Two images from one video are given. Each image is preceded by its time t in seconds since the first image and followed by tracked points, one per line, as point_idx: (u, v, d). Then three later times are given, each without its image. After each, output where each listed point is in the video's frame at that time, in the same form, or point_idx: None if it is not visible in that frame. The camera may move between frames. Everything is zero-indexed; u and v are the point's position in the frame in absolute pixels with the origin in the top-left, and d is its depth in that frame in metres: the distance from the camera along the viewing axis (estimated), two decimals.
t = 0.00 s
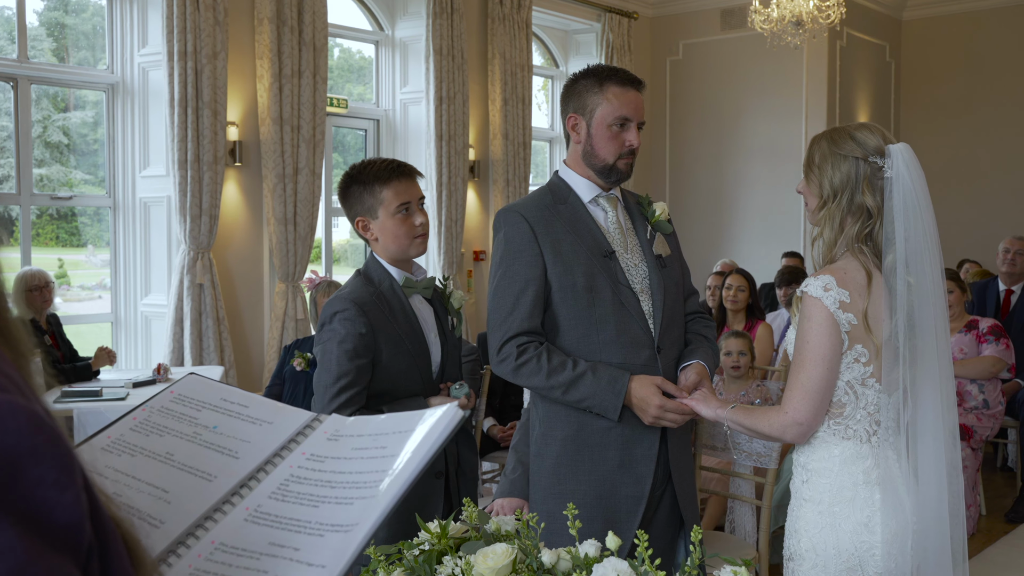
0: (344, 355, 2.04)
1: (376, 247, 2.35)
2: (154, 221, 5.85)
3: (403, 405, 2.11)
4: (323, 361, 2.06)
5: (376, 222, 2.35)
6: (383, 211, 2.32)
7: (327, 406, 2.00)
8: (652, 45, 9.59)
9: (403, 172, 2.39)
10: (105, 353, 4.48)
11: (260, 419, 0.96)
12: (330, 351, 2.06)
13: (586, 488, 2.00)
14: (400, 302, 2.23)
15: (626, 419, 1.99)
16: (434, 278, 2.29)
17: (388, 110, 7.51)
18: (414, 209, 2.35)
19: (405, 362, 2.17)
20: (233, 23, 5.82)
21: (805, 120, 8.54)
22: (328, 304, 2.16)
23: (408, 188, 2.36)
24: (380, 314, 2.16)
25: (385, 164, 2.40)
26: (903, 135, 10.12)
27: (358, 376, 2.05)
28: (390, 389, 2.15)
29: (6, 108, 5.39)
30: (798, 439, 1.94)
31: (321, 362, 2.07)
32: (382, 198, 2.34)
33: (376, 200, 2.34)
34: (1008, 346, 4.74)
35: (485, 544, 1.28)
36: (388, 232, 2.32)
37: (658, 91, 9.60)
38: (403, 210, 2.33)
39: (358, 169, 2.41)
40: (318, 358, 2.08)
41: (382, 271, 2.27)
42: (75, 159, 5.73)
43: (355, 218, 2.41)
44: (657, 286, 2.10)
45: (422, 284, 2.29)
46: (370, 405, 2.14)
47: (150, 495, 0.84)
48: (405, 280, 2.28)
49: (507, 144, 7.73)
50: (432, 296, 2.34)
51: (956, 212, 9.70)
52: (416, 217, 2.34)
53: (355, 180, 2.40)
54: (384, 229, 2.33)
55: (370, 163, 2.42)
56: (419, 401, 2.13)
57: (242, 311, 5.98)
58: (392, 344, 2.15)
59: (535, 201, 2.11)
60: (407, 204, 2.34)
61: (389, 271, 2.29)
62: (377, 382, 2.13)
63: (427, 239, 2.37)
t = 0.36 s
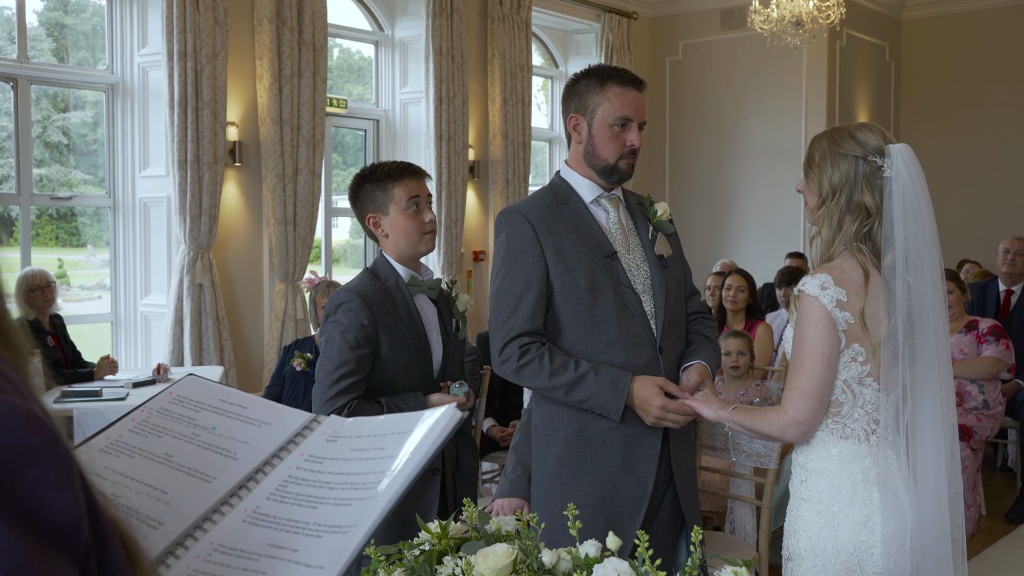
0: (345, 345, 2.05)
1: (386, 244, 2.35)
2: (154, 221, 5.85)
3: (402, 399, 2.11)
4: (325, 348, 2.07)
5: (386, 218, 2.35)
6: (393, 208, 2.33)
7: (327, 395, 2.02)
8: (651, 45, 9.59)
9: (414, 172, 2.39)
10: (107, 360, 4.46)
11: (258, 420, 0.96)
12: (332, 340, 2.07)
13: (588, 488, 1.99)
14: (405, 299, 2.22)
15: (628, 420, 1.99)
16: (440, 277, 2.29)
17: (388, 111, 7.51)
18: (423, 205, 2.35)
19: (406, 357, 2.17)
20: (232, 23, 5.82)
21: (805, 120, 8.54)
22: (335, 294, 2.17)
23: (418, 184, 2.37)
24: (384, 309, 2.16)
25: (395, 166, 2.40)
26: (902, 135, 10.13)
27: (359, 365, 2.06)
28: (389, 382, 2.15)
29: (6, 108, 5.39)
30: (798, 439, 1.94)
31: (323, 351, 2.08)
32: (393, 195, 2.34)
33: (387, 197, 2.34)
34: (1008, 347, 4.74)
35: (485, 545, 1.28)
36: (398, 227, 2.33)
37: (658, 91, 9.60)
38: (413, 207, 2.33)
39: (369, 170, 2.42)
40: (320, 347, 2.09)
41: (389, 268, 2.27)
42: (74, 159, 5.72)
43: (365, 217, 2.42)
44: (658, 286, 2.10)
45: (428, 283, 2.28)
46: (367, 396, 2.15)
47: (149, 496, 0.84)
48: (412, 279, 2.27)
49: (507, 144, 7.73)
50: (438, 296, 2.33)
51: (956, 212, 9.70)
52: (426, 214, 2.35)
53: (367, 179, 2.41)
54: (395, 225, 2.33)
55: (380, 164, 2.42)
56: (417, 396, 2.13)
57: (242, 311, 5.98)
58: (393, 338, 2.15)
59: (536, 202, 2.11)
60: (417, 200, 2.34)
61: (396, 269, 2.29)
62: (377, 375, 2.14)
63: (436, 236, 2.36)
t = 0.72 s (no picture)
0: (344, 335, 2.06)
1: (390, 244, 2.37)
2: (154, 221, 5.84)
3: (395, 391, 2.12)
4: (324, 332, 2.09)
5: (390, 218, 2.37)
6: (396, 208, 2.34)
7: (321, 380, 2.03)
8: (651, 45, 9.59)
9: (422, 173, 2.39)
10: (107, 362, 4.46)
11: (256, 421, 0.96)
12: (331, 327, 2.08)
13: (588, 489, 2.00)
14: (407, 296, 2.22)
15: (629, 420, 1.99)
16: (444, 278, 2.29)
17: (388, 111, 7.51)
18: (425, 207, 2.34)
19: (403, 352, 2.18)
20: (232, 23, 5.82)
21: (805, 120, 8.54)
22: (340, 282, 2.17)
23: (422, 186, 2.36)
24: (385, 304, 2.17)
25: (403, 168, 2.40)
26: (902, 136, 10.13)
27: (356, 353, 2.07)
28: (385, 377, 2.16)
29: (6, 108, 5.39)
30: (796, 439, 1.94)
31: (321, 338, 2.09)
32: (395, 195, 2.36)
33: (391, 198, 2.36)
34: (1007, 347, 4.74)
35: (485, 545, 1.28)
36: (399, 228, 2.33)
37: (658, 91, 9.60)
38: (413, 208, 2.32)
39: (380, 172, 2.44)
40: (320, 333, 2.10)
41: (395, 264, 2.28)
42: (74, 159, 5.72)
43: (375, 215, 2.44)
44: (659, 286, 2.10)
45: (431, 284, 2.28)
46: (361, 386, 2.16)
47: (146, 497, 0.83)
48: (416, 277, 2.27)
49: (507, 144, 7.74)
50: (441, 298, 2.33)
51: (956, 213, 9.71)
52: (426, 215, 2.33)
53: (378, 179, 2.43)
54: (396, 225, 2.34)
55: (391, 168, 2.43)
56: (412, 390, 2.13)
57: (242, 311, 5.98)
58: (391, 333, 2.16)
59: (536, 201, 2.11)
60: (419, 202, 2.34)
61: (402, 266, 2.29)
62: (373, 368, 2.14)
63: (436, 238, 2.33)
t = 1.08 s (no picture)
0: (344, 335, 2.07)
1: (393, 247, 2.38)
2: (154, 221, 5.84)
3: (394, 392, 2.11)
4: (325, 332, 2.10)
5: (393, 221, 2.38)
6: (398, 210, 2.35)
7: (320, 379, 2.04)
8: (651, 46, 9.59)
9: (425, 177, 2.39)
10: (107, 363, 4.46)
11: (257, 422, 0.96)
12: (332, 327, 2.08)
13: (588, 488, 2.00)
14: (409, 299, 2.23)
15: (629, 419, 1.99)
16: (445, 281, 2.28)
17: (388, 111, 7.51)
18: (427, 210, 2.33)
19: (403, 354, 2.18)
20: (232, 23, 5.81)
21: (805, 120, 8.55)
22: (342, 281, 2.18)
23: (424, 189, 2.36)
24: (386, 305, 2.17)
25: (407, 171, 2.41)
26: (901, 136, 10.14)
27: (357, 353, 2.08)
28: (384, 378, 2.16)
29: (6, 108, 5.39)
30: (794, 441, 1.94)
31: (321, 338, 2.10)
32: (398, 198, 2.37)
33: (393, 201, 2.37)
34: (1007, 347, 4.73)
35: (486, 545, 1.28)
36: (402, 230, 2.34)
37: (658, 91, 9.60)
38: (415, 211, 2.33)
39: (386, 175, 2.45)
40: (321, 332, 2.11)
41: (398, 267, 2.28)
42: (74, 159, 5.72)
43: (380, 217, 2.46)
44: (658, 286, 2.10)
45: (433, 286, 2.28)
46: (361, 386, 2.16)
47: (147, 498, 0.84)
48: (418, 280, 2.28)
49: (507, 144, 7.74)
50: (443, 300, 2.31)
51: (956, 213, 9.71)
52: (427, 218, 2.32)
53: (383, 181, 2.44)
54: (398, 228, 2.35)
55: (396, 170, 2.43)
56: (410, 392, 2.13)
57: (242, 312, 5.98)
58: (391, 334, 2.16)
59: (535, 202, 2.12)
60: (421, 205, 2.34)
61: (404, 268, 2.30)
62: (373, 369, 2.15)
63: (438, 241, 2.33)
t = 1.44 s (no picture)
0: (334, 341, 2.07)
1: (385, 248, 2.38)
2: (154, 220, 5.84)
3: (387, 397, 2.10)
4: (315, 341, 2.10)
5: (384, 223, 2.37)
6: (389, 212, 2.34)
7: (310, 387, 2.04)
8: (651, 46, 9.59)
9: (413, 177, 2.38)
10: (107, 363, 4.46)
11: (257, 422, 0.96)
12: (322, 334, 2.09)
13: (588, 488, 2.00)
14: (402, 300, 2.22)
15: (629, 418, 1.99)
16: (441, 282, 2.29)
17: (388, 111, 7.51)
18: (417, 212, 2.33)
19: (397, 357, 2.17)
20: (232, 23, 5.81)
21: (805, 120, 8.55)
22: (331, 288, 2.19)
23: (413, 191, 2.35)
24: (378, 310, 2.17)
25: (395, 172, 2.40)
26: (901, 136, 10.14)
27: (347, 359, 2.07)
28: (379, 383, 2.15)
29: (6, 108, 5.39)
30: (794, 440, 1.94)
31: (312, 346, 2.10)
32: (387, 200, 2.36)
33: (383, 204, 2.37)
34: (1008, 347, 4.73)
35: (487, 545, 1.28)
36: (393, 233, 2.34)
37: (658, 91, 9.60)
38: (405, 213, 2.32)
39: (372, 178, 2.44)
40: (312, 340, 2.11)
41: (391, 268, 2.29)
42: (73, 159, 5.72)
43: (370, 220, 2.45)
44: (657, 286, 2.10)
45: (428, 287, 2.29)
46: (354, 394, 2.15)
47: (148, 497, 0.84)
48: (412, 280, 2.29)
49: (507, 144, 7.74)
50: (439, 301, 2.33)
51: (956, 213, 9.71)
52: (417, 220, 2.32)
53: (370, 184, 2.43)
54: (389, 230, 2.35)
55: (384, 171, 2.42)
56: (404, 395, 2.11)
57: (242, 312, 5.98)
58: (384, 338, 2.15)
59: (534, 202, 2.12)
60: (411, 207, 2.33)
61: (398, 271, 2.30)
62: (367, 373, 2.14)
63: (430, 242, 2.33)
